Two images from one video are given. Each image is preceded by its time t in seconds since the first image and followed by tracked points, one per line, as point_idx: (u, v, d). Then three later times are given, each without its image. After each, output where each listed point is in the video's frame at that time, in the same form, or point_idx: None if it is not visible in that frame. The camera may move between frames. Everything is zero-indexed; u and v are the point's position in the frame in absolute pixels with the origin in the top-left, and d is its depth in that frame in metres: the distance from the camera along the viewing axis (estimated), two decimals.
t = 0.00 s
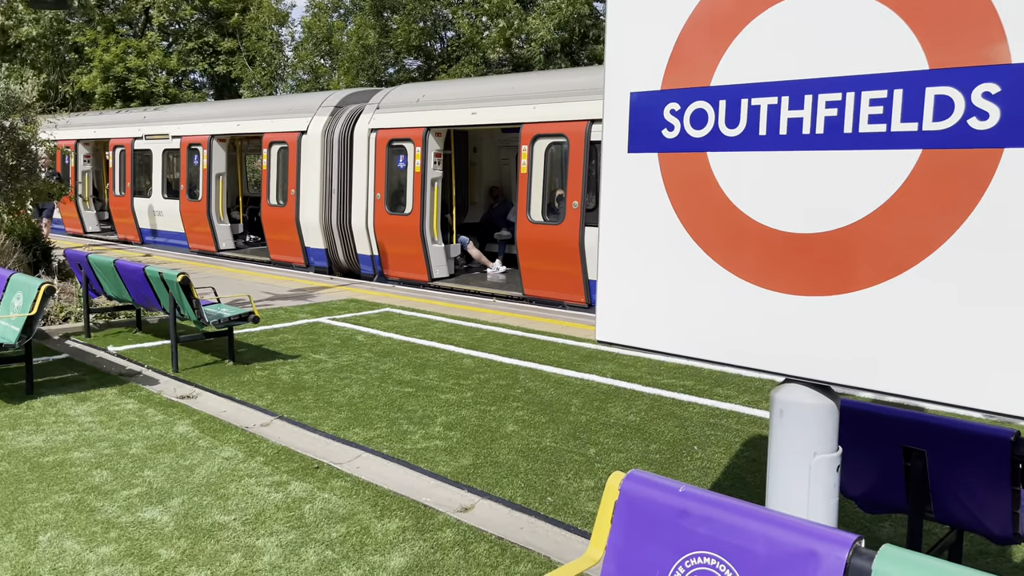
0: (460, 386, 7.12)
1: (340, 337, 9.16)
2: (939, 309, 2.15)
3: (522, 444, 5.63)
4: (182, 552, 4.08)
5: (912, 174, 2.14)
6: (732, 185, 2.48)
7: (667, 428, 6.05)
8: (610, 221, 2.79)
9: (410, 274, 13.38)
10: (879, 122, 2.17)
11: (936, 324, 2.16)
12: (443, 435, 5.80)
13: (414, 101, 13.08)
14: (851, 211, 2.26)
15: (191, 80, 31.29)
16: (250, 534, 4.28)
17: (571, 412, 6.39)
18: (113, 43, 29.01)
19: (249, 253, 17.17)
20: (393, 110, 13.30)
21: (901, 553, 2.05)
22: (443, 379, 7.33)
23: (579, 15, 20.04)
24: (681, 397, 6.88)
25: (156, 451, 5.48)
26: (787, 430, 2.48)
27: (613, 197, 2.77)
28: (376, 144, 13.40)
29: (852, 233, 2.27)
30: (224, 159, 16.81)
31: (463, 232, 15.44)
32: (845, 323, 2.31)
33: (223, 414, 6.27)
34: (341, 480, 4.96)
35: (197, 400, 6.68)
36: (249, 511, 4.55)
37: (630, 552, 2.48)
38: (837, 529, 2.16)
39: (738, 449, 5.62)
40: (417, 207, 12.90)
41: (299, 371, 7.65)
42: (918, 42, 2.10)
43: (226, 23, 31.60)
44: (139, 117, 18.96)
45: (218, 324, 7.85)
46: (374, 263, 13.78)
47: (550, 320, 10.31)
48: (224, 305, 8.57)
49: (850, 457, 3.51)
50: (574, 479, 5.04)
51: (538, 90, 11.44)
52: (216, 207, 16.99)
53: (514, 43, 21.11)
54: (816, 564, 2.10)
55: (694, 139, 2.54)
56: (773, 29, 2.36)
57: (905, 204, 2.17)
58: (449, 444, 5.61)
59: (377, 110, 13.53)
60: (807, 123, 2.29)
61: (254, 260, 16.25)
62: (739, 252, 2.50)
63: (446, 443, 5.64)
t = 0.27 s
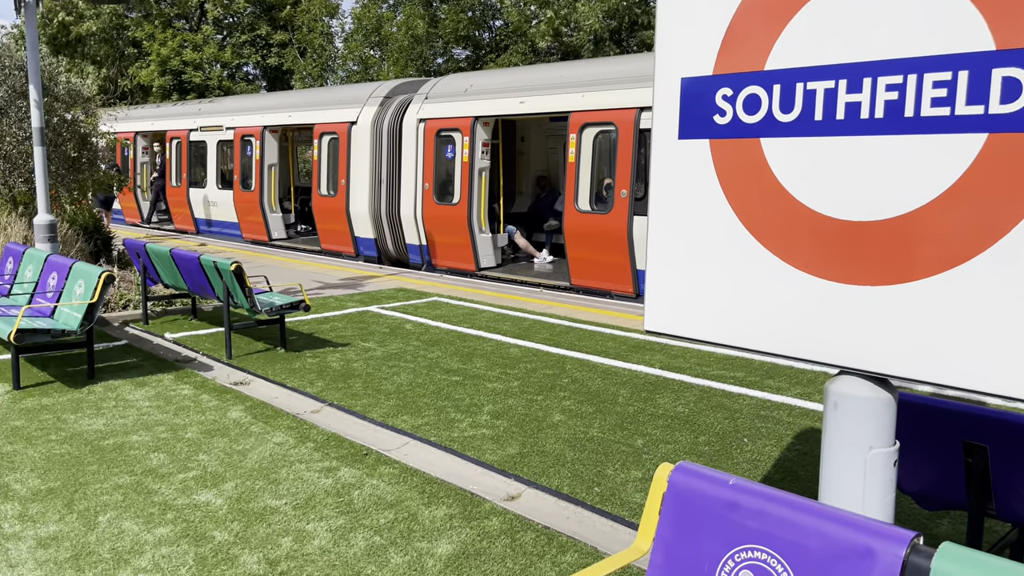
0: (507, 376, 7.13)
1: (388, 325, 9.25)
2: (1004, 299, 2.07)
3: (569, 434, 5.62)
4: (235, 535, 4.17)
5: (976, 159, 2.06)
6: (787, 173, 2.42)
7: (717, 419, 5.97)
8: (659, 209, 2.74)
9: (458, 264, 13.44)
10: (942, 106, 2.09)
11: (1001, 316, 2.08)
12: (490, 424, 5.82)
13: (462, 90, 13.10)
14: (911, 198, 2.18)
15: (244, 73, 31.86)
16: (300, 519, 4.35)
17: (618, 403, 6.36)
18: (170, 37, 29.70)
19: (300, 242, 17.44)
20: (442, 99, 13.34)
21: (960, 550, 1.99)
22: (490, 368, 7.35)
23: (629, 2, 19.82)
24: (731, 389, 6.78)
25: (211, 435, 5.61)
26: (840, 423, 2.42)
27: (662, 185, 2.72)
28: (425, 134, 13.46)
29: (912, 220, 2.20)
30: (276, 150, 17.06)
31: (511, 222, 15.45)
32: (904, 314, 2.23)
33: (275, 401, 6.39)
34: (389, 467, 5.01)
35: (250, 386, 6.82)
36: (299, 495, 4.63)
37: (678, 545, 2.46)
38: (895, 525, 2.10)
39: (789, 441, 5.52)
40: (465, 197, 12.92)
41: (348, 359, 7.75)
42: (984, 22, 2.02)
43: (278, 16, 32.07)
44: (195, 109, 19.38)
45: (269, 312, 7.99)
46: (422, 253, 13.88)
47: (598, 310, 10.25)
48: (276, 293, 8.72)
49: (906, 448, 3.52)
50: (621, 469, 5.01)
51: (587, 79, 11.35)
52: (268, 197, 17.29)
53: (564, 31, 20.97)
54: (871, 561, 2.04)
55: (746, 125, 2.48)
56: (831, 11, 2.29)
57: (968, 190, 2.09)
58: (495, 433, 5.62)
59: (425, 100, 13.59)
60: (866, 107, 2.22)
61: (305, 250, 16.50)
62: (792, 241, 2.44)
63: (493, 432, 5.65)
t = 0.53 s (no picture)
0: (545, 366, 7.13)
1: (427, 316, 9.30)
2: None
3: (607, 425, 5.60)
4: (277, 521, 4.24)
5: None
6: (833, 160, 2.36)
7: (757, 412, 5.90)
8: (700, 198, 2.70)
9: (495, 254, 13.45)
10: (995, 90, 2.03)
11: None
12: (527, 414, 5.83)
13: (500, 81, 13.08)
14: (962, 186, 2.12)
15: (284, 65, 32.18)
16: (340, 506, 4.40)
17: (656, 394, 6.32)
18: (212, 31, 30.12)
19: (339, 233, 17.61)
20: (479, 90, 13.34)
21: (1009, 547, 1.94)
22: (528, 358, 7.36)
23: None
24: (771, 381, 6.69)
25: (253, 423, 5.70)
26: (887, 416, 2.38)
27: (703, 174, 2.68)
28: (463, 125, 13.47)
29: (962, 209, 2.13)
30: (316, 142, 17.20)
31: (548, 213, 15.42)
32: (953, 305, 2.18)
33: (315, 389, 6.47)
34: (427, 456, 5.04)
35: (290, 375, 6.91)
36: (339, 483, 4.69)
37: (718, 537, 2.43)
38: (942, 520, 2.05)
39: (831, 435, 5.44)
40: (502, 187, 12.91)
41: (387, 348, 7.81)
42: None
43: (317, 8, 32.31)
44: (236, 102, 19.64)
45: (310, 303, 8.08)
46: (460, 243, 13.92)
47: (636, 301, 10.19)
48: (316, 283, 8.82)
49: (954, 444, 3.45)
50: (660, 461, 4.98)
51: (626, 68, 11.26)
52: (308, 189, 17.47)
53: (602, 21, 20.81)
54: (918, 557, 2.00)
55: (790, 112, 2.43)
56: None
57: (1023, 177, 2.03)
58: (533, 424, 5.62)
59: (463, 91, 13.60)
60: (916, 92, 2.17)
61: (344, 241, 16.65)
62: (837, 230, 2.39)
63: (531, 422, 5.66)
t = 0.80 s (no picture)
0: (574, 359, 7.12)
1: (455, 307, 9.33)
2: None
3: (637, 418, 5.58)
4: (309, 510, 4.28)
5: None
6: (870, 151, 2.33)
7: (789, 406, 5.84)
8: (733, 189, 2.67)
9: (523, 247, 13.45)
10: None
11: None
12: (556, 406, 5.83)
13: (529, 73, 13.05)
14: (1003, 176, 2.08)
15: (313, 59, 32.34)
16: (371, 496, 4.44)
17: (686, 387, 6.28)
18: (243, 25, 30.35)
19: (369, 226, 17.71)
20: (508, 82, 13.31)
21: None
22: (556, 351, 7.36)
23: None
24: (803, 375, 6.62)
25: (285, 413, 5.77)
26: (924, 410, 2.34)
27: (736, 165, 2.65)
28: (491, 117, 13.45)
29: (1004, 199, 2.09)
30: (346, 134, 17.27)
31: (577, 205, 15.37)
32: (993, 297, 2.13)
33: (345, 380, 6.53)
34: (457, 447, 5.06)
35: (321, 366, 6.98)
36: (370, 473, 4.73)
37: (752, 531, 2.42)
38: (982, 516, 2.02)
39: (865, 429, 5.37)
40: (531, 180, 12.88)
41: (416, 340, 7.85)
42: None
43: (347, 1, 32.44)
44: (267, 95, 19.81)
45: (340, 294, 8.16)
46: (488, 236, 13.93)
47: (665, 294, 10.14)
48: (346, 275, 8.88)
49: (994, 441, 3.39)
50: (690, 454, 4.95)
51: (655, 59, 11.17)
52: (338, 181, 17.57)
53: (632, 11, 20.65)
54: (956, 553, 1.97)
55: (827, 102, 2.39)
56: None
57: None
58: (562, 416, 5.62)
59: (492, 83, 13.58)
60: (957, 81, 2.12)
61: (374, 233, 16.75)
62: (875, 221, 2.35)
63: (560, 414, 5.66)
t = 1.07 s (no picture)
0: (593, 352, 7.12)
1: (474, 301, 9.34)
2: None
3: (656, 412, 5.57)
4: (331, 500, 4.32)
5: None
6: (896, 143, 2.30)
7: (810, 401, 5.81)
8: (756, 181, 2.66)
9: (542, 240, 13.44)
10: None
11: None
12: (575, 400, 5.83)
13: (548, 66, 13.01)
14: None
15: (333, 53, 32.44)
16: (391, 487, 4.47)
17: (706, 381, 6.26)
18: (263, 19, 30.50)
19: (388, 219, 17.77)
20: (528, 75, 13.29)
21: None
22: (575, 344, 7.35)
23: None
24: (824, 369, 6.58)
25: (306, 405, 5.81)
26: (949, 404, 2.32)
27: (759, 157, 2.63)
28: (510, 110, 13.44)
29: None
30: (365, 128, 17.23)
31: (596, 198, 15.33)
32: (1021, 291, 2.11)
33: (365, 373, 6.57)
34: (476, 439, 5.08)
35: (341, 358, 7.02)
36: (390, 465, 4.75)
37: (773, 525, 2.41)
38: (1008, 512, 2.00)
39: (887, 424, 5.33)
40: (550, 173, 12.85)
41: (435, 333, 7.87)
42: None
43: None
44: (287, 89, 19.91)
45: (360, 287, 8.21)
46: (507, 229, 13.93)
47: (684, 288, 10.10)
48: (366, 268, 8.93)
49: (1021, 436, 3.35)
50: (710, 449, 4.94)
51: (676, 51, 11.10)
52: (357, 175, 17.63)
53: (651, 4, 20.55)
54: (981, 548, 1.95)
55: (852, 94, 2.37)
56: None
57: None
58: (581, 409, 5.63)
59: (511, 76, 13.56)
60: (985, 72, 2.09)
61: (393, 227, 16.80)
62: (900, 213, 2.33)
63: (579, 408, 5.66)
